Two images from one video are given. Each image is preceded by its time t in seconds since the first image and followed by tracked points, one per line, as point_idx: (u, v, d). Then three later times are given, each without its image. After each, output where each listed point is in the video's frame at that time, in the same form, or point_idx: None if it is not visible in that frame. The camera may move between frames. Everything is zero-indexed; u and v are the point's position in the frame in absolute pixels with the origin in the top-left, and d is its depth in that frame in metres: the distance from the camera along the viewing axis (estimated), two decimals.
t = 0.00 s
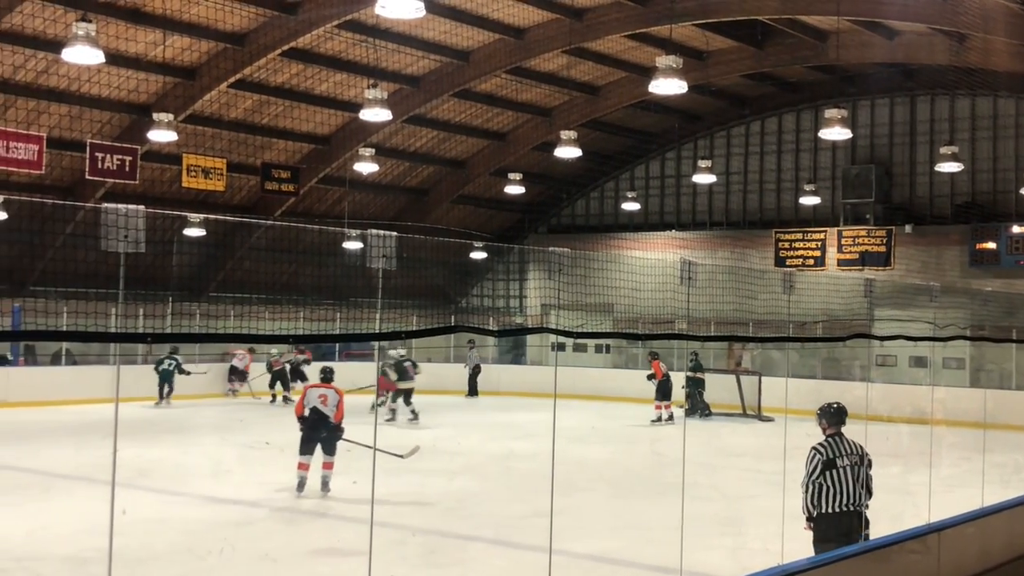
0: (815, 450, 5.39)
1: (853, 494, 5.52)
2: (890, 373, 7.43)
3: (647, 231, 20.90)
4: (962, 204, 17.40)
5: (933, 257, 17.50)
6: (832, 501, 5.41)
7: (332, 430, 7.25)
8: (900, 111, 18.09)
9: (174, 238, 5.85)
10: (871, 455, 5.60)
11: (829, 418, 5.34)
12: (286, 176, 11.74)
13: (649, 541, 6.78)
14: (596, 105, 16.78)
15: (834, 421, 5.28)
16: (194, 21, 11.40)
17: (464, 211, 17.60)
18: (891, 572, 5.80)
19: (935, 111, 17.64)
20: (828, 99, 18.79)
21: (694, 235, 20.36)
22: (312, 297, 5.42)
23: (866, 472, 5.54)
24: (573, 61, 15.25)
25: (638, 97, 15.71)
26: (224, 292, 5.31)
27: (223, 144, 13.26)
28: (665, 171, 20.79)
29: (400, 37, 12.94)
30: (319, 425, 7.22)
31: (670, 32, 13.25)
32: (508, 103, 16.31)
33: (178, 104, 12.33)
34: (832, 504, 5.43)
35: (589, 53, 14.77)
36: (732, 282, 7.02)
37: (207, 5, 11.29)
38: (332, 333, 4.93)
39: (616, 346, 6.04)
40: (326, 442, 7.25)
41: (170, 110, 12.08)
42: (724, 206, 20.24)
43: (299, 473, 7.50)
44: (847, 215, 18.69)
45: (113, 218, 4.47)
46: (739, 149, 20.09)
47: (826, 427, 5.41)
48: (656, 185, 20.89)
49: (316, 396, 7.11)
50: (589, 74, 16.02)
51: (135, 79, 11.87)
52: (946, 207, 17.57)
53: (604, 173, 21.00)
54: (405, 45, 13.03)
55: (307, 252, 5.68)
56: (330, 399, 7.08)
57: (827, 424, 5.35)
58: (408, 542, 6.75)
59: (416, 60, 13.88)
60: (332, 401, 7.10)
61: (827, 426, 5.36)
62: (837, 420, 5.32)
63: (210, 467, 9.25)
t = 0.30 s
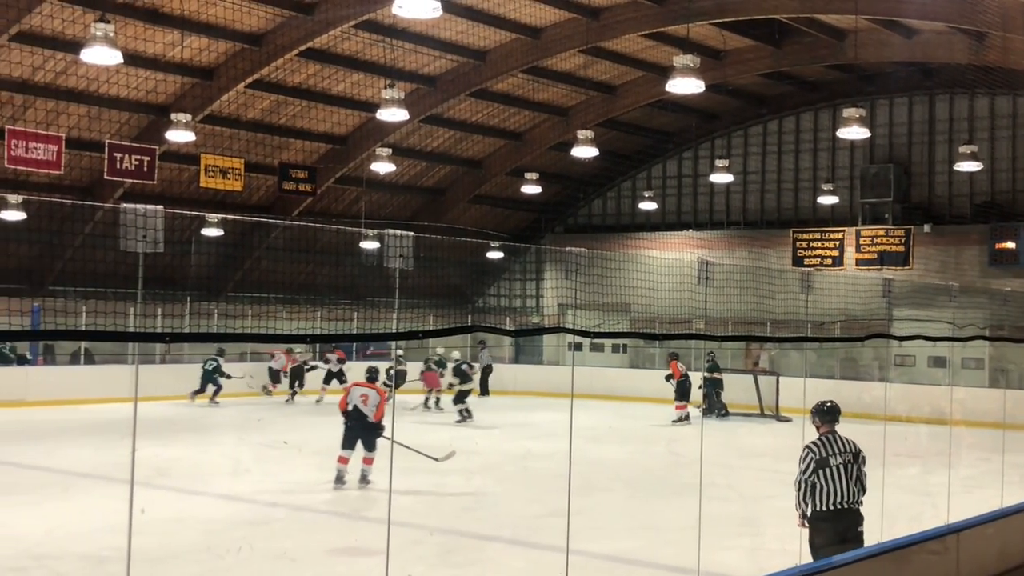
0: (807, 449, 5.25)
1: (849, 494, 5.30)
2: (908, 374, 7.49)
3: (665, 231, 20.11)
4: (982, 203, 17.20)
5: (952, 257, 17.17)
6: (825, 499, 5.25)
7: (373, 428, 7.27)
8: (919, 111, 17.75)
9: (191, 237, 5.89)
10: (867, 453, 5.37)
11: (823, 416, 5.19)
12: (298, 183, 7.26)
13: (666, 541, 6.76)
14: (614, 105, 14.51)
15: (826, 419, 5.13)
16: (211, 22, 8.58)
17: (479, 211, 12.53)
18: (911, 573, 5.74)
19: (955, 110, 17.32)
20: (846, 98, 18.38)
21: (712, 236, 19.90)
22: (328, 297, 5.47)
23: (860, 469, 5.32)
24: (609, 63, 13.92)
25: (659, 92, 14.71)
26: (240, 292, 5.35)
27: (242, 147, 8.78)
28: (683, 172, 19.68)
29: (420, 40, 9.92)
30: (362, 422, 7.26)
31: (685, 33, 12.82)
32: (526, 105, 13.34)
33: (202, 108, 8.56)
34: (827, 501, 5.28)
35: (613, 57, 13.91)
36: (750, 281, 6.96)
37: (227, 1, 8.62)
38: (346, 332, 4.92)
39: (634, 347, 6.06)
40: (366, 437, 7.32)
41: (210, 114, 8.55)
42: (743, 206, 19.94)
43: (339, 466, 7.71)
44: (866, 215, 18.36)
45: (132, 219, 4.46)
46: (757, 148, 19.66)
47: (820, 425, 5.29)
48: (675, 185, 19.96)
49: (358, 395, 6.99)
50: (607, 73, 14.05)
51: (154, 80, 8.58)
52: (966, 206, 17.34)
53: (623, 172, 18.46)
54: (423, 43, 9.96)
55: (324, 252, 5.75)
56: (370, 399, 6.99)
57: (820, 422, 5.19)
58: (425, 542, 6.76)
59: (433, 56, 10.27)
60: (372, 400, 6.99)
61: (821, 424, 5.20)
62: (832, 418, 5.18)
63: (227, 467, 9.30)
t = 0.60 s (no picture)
0: (804, 446, 5.69)
1: (845, 491, 5.72)
2: (927, 376, 7.52)
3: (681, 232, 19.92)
4: (1000, 203, 16.64)
5: (970, 257, 16.84)
6: (819, 496, 5.64)
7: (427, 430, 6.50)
8: (937, 109, 17.24)
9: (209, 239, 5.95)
10: (861, 454, 5.85)
11: (821, 415, 5.77)
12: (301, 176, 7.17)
13: (682, 542, 6.77)
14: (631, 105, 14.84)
15: (822, 417, 5.69)
16: (227, 23, 9.48)
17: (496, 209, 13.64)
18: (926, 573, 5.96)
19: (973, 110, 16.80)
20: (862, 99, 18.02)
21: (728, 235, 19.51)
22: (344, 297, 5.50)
23: (855, 468, 5.78)
24: (625, 65, 14.24)
25: (675, 94, 14.64)
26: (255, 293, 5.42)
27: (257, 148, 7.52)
28: (699, 172, 19.54)
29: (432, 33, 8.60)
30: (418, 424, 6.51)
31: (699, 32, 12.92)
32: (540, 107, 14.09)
33: (219, 109, 9.61)
34: (822, 499, 5.66)
35: (624, 53, 13.82)
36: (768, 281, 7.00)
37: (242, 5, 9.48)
38: (363, 333, 4.97)
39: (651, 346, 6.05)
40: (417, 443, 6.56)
41: (228, 115, 9.69)
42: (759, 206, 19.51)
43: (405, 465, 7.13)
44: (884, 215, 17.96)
45: (149, 219, 4.50)
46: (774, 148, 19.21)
47: (817, 426, 5.78)
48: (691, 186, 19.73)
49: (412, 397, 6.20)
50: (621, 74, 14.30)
51: (171, 82, 9.33)
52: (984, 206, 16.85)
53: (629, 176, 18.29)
54: (439, 45, 10.96)
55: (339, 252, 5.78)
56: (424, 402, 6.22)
57: (817, 422, 5.73)
58: (442, 542, 6.78)
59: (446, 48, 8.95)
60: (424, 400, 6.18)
61: (817, 423, 5.72)
62: (827, 417, 5.76)
63: (245, 466, 9.39)
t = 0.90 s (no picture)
0: (796, 444, 5.19)
1: (835, 491, 5.30)
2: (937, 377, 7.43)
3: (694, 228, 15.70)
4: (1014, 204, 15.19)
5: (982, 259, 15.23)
6: (810, 496, 5.21)
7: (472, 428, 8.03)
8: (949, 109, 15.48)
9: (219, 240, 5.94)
10: (853, 452, 5.37)
11: (812, 413, 5.19)
12: (322, 183, 6.78)
13: (693, 543, 6.75)
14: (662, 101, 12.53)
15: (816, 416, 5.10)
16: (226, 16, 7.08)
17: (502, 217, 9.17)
18: None
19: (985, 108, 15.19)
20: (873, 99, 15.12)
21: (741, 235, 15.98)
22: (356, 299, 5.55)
23: (847, 468, 5.32)
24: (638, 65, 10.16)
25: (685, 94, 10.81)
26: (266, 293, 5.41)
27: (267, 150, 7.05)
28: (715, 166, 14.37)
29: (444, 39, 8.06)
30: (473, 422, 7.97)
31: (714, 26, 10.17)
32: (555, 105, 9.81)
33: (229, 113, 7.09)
34: (811, 499, 5.24)
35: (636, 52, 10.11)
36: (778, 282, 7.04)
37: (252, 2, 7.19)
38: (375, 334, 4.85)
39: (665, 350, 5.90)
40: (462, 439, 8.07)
41: (237, 118, 7.09)
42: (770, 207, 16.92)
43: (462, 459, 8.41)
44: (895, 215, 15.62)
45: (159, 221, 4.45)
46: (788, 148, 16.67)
47: (809, 424, 5.24)
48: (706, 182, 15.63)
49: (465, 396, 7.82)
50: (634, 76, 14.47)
51: (182, 84, 7.02)
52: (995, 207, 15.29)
53: (650, 166, 12.50)
54: (452, 44, 8.02)
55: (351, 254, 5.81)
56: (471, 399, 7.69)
57: (809, 420, 5.19)
58: (451, 543, 6.78)
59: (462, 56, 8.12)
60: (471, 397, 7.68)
61: (809, 422, 5.18)
62: (821, 416, 5.19)
63: (257, 467, 9.41)
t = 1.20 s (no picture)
0: (785, 441, 5.13)
1: (824, 489, 5.22)
2: (944, 377, 7.50)
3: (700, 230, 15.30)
4: None
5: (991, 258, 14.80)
6: (798, 494, 5.15)
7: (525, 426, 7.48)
8: (957, 108, 15.38)
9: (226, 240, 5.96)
10: (844, 450, 5.27)
11: (803, 411, 5.12)
12: (331, 183, 6.73)
13: (700, 543, 6.74)
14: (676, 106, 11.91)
15: (806, 417, 5.03)
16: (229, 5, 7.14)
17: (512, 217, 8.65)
18: None
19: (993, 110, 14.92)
20: (883, 97, 15.00)
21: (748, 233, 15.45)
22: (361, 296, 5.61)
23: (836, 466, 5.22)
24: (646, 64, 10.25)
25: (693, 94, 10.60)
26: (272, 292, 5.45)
27: (275, 147, 6.73)
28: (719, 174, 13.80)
29: (452, 40, 8.24)
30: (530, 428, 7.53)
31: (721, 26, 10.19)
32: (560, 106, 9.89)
33: (240, 110, 6.85)
34: (799, 496, 5.18)
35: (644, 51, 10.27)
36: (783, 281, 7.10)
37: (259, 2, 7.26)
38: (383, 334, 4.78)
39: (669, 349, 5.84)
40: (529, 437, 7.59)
41: (247, 117, 6.74)
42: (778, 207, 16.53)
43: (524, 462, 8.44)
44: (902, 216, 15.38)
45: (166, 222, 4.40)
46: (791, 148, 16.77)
47: (799, 422, 5.17)
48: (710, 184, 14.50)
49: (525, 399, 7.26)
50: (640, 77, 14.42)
51: (189, 84, 6.81)
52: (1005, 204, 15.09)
53: (658, 164, 12.24)
54: (459, 44, 8.27)
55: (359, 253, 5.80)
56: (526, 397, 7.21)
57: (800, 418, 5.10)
58: (459, 543, 6.77)
59: (468, 56, 8.43)
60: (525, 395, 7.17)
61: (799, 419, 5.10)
62: (813, 415, 5.11)
63: (264, 467, 9.42)
